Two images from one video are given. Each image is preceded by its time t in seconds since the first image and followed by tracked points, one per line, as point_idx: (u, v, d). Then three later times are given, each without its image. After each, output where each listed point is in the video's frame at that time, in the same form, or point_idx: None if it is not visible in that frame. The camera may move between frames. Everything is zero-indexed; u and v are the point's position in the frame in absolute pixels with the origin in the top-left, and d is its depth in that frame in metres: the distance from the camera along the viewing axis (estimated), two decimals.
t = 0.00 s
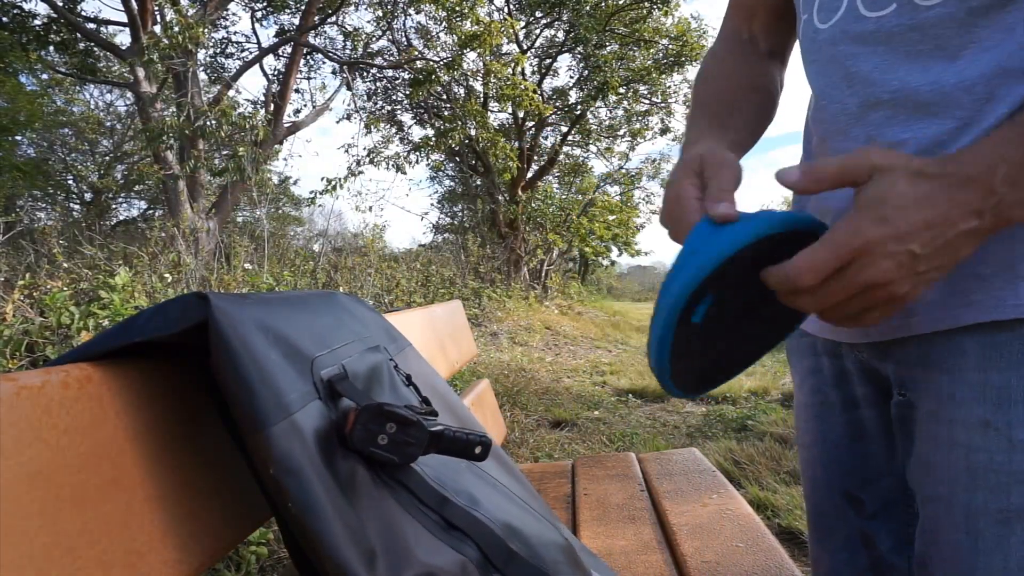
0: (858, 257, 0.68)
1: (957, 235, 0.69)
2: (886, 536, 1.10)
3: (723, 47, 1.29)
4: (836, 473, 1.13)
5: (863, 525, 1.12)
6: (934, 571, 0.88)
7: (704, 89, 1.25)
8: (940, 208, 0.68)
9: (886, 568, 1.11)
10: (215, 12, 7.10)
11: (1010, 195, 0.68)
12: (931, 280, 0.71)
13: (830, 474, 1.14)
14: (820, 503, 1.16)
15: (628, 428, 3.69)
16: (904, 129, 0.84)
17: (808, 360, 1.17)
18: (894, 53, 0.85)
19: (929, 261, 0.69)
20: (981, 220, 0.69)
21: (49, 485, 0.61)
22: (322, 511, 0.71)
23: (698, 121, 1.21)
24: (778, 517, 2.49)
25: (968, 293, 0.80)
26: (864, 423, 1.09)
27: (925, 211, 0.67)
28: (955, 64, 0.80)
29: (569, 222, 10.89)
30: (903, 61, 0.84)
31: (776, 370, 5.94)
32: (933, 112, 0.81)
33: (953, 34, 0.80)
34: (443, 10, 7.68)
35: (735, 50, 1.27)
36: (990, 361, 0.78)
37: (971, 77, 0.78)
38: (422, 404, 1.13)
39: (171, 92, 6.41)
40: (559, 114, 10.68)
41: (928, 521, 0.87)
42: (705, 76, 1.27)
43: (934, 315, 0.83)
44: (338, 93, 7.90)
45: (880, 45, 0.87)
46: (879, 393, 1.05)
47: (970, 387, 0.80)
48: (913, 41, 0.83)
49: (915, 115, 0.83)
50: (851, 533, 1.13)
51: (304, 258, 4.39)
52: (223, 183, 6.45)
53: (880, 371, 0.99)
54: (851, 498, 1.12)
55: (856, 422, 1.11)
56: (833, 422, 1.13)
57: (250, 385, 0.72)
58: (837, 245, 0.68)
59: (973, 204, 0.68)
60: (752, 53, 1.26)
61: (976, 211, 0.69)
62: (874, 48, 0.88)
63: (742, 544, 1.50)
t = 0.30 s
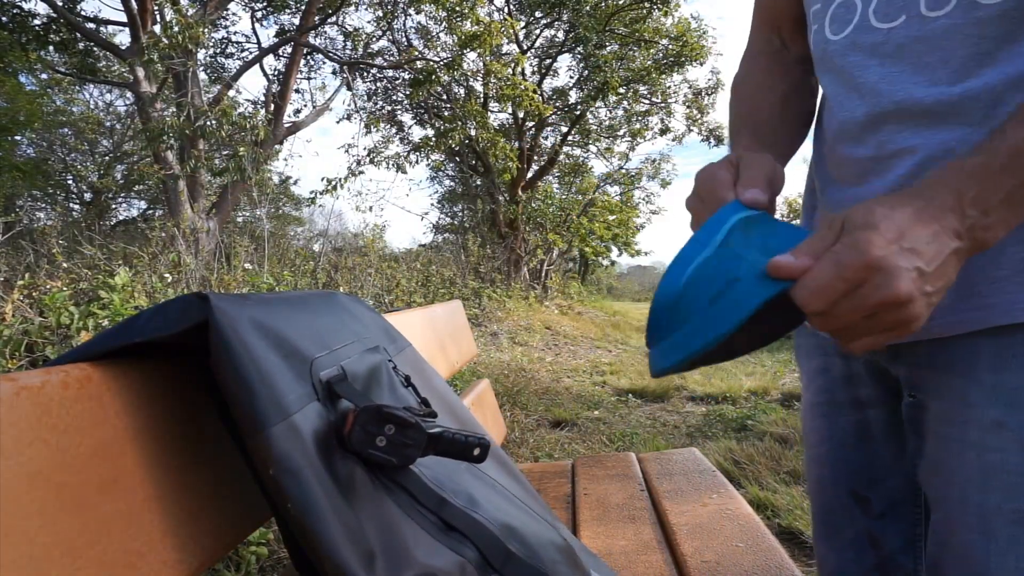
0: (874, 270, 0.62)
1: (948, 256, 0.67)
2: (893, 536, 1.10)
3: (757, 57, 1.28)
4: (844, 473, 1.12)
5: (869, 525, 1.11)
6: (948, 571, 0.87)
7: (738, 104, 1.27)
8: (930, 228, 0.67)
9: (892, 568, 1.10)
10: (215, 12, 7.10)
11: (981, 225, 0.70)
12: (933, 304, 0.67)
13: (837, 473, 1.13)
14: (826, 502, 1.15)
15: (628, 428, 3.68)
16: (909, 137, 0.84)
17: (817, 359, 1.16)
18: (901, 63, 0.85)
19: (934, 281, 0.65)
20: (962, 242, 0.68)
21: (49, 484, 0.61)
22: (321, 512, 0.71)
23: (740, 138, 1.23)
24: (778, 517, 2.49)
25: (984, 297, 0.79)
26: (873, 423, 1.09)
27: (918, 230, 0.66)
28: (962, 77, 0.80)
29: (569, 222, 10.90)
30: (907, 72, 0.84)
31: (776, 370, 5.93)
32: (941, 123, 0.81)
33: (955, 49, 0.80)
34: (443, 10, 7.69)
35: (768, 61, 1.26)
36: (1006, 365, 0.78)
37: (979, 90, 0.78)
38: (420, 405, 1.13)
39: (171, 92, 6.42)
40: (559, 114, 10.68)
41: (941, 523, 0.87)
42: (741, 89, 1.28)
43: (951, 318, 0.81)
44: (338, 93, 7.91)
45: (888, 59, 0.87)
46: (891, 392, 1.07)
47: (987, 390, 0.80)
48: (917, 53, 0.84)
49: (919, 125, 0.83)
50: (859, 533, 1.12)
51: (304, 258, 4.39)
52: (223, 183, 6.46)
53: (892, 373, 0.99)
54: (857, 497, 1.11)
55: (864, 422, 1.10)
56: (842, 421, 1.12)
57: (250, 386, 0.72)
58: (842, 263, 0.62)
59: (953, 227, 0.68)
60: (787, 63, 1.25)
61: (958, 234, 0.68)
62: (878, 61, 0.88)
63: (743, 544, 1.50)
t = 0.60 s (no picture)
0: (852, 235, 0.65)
1: (956, 232, 0.67)
2: (902, 539, 1.10)
3: (743, 48, 1.29)
4: (854, 475, 1.12)
5: (878, 527, 1.11)
6: (969, 573, 0.87)
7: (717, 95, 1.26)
8: (937, 206, 0.66)
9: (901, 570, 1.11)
10: (215, 12, 7.11)
11: (1009, 198, 0.67)
12: (934, 277, 0.67)
13: (847, 474, 1.13)
14: (836, 504, 1.15)
15: (628, 428, 3.68)
16: (928, 137, 0.85)
17: (829, 361, 1.15)
18: (925, 63, 0.85)
19: (930, 253, 0.66)
20: (981, 220, 0.67)
21: (49, 485, 0.61)
22: (320, 514, 0.72)
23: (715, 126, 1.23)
24: (778, 517, 2.49)
25: (1008, 299, 0.80)
26: (886, 425, 1.08)
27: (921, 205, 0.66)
28: (986, 79, 0.80)
29: (569, 222, 10.90)
30: (927, 72, 0.85)
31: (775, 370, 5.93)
32: (964, 124, 0.82)
33: (985, 48, 0.80)
34: (443, 10, 7.69)
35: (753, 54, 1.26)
36: None
37: (1004, 93, 0.78)
38: (418, 407, 1.13)
39: (171, 92, 6.42)
40: (559, 114, 10.69)
41: (963, 526, 0.87)
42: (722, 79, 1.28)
43: (975, 320, 0.82)
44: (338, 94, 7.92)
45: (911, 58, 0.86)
46: (905, 394, 1.05)
47: (1013, 392, 0.80)
48: (938, 52, 0.84)
49: (940, 126, 0.84)
50: (868, 534, 1.12)
51: (304, 258, 4.39)
52: (222, 184, 6.46)
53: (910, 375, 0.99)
54: (867, 500, 1.11)
55: (876, 424, 1.09)
56: (854, 423, 1.12)
57: (250, 387, 0.72)
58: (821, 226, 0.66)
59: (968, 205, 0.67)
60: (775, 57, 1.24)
61: (977, 210, 0.67)
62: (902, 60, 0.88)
63: (743, 544, 1.50)
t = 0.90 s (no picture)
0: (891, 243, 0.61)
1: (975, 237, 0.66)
2: (906, 541, 1.10)
3: (743, 39, 1.28)
4: (858, 476, 1.12)
5: (881, 529, 1.11)
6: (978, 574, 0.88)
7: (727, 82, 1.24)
8: (957, 205, 0.66)
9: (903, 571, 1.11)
10: (215, 12, 7.11)
11: None
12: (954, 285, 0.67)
13: (849, 476, 1.13)
14: (839, 505, 1.14)
15: (628, 428, 3.68)
16: (942, 137, 0.85)
17: (832, 362, 1.14)
18: (939, 63, 0.85)
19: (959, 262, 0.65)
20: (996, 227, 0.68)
21: (49, 484, 0.61)
22: (319, 516, 0.71)
23: (737, 111, 1.18)
24: (778, 517, 2.49)
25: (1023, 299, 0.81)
26: (891, 426, 1.08)
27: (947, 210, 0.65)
28: (1001, 78, 0.80)
29: (568, 222, 10.90)
30: (940, 74, 0.85)
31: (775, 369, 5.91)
32: (976, 124, 0.82)
33: (1005, 45, 0.80)
34: (443, 10, 7.70)
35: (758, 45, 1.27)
36: None
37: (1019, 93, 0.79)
38: (418, 408, 1.13)
39: (171, 92, 6.42)
40: (559, 114, 10.70)
41: (979, 528, 0.87)
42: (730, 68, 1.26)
43: (992, 323, 0.83)
44: (338, 94, 7.93)
45: (926, 57, 0.87)
46: (911, 395, 1.05)
47: None
48: (954, 51, 0.84)
49: (953, 126, 0.84)
50: (870, 536, 1.12)
51: (304, 258, 4.40)
52: (222, 184, 6.48)
53: (918, 378, 0.99)
54: (871, 502, 1.11)
55: (881, 426, 1.09)
56: (857, 426, 1.11)
57: (250, 389, 0.72)
58: (858, 233, 0.62)
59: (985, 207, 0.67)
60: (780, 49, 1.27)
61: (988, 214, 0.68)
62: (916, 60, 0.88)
63: (742, 544, 1.50)
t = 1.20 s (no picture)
0: (884, 225, 0.62)
1: (970, 233, 0.67)
2: (904, 542, 1.11)
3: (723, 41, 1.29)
4: (856, 478, 1.12)
5: (879, 532, 1.11)
6: None
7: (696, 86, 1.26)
8: (955, 204, 0.66)
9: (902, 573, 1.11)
10: (215, 12, 7.11)
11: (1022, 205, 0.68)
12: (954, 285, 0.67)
13: (847, 476, 1.13)
14: (837, 507, 1.14)
15: (628, 428, 3.68)
16: (943, 136, 0.86)
17: (830, 363, 1.14)
18: (941, 58, 0.84)
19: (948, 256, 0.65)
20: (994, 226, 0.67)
21: (49, 484, 0.61)
22: (319, 517, 0.71)
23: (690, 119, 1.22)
24: (778, 517, 2.49)
25: None
26: (888, 428, 1.08)
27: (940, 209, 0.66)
28: (1002, 73, 0.79)
29: (568, 222, 10.90)
30: (941, 71, 0.85)
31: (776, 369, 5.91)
32: (979, 121, 0.82)
33: (1005, 42, 0.79)
34: (443, 10, 7.70)
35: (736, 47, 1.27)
36: None
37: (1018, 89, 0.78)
38: (418, 409, 1.13)
39: (171, 92, 6.42)
40: (559, 114, 10.70)
41: (980, 532, 0.87)
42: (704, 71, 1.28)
43: (996, 321, 0.83)
44: (338, 94, 7.93)
45: (925, 53, 0.86)
46: (910, 397, 1.05)
47: None
48: (953, 47, 0.83)
49: (954, 124, 0.84)
50: (868, 539, 1.12)
51: (304, 258, 4.40)
52: (223, 184, 6.49)
53: (918, 379, 0.99)
54: (868, 504, 1.11)
55: (879, 428, 1.09)
56: (855, 427, 1.11)
57: (249, 390, 0.72)
58: (861, 210, 0.63)
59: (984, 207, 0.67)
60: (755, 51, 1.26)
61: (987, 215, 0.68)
62: (912, 56, 0.88)
63: (743, 544, 1.50)
